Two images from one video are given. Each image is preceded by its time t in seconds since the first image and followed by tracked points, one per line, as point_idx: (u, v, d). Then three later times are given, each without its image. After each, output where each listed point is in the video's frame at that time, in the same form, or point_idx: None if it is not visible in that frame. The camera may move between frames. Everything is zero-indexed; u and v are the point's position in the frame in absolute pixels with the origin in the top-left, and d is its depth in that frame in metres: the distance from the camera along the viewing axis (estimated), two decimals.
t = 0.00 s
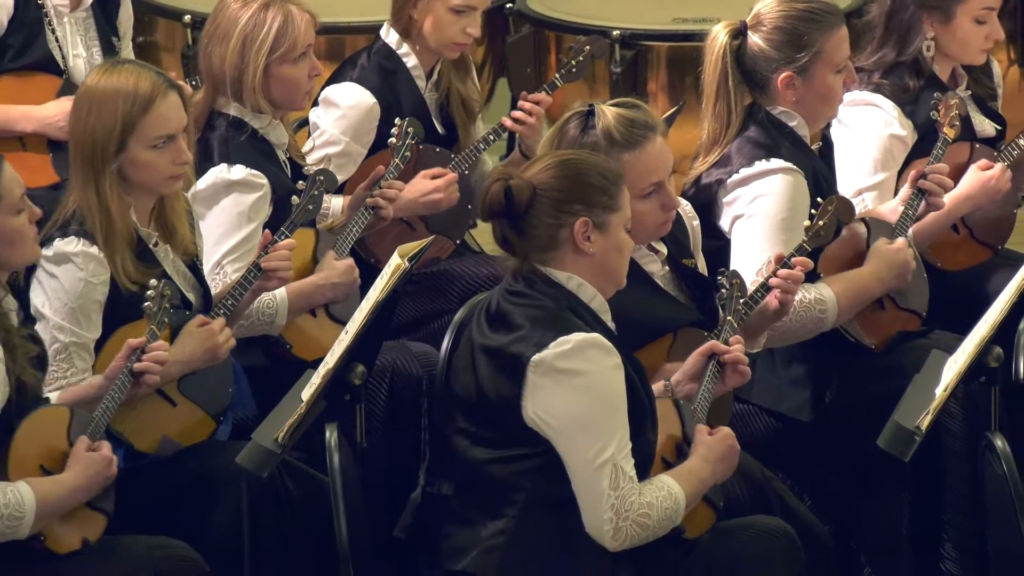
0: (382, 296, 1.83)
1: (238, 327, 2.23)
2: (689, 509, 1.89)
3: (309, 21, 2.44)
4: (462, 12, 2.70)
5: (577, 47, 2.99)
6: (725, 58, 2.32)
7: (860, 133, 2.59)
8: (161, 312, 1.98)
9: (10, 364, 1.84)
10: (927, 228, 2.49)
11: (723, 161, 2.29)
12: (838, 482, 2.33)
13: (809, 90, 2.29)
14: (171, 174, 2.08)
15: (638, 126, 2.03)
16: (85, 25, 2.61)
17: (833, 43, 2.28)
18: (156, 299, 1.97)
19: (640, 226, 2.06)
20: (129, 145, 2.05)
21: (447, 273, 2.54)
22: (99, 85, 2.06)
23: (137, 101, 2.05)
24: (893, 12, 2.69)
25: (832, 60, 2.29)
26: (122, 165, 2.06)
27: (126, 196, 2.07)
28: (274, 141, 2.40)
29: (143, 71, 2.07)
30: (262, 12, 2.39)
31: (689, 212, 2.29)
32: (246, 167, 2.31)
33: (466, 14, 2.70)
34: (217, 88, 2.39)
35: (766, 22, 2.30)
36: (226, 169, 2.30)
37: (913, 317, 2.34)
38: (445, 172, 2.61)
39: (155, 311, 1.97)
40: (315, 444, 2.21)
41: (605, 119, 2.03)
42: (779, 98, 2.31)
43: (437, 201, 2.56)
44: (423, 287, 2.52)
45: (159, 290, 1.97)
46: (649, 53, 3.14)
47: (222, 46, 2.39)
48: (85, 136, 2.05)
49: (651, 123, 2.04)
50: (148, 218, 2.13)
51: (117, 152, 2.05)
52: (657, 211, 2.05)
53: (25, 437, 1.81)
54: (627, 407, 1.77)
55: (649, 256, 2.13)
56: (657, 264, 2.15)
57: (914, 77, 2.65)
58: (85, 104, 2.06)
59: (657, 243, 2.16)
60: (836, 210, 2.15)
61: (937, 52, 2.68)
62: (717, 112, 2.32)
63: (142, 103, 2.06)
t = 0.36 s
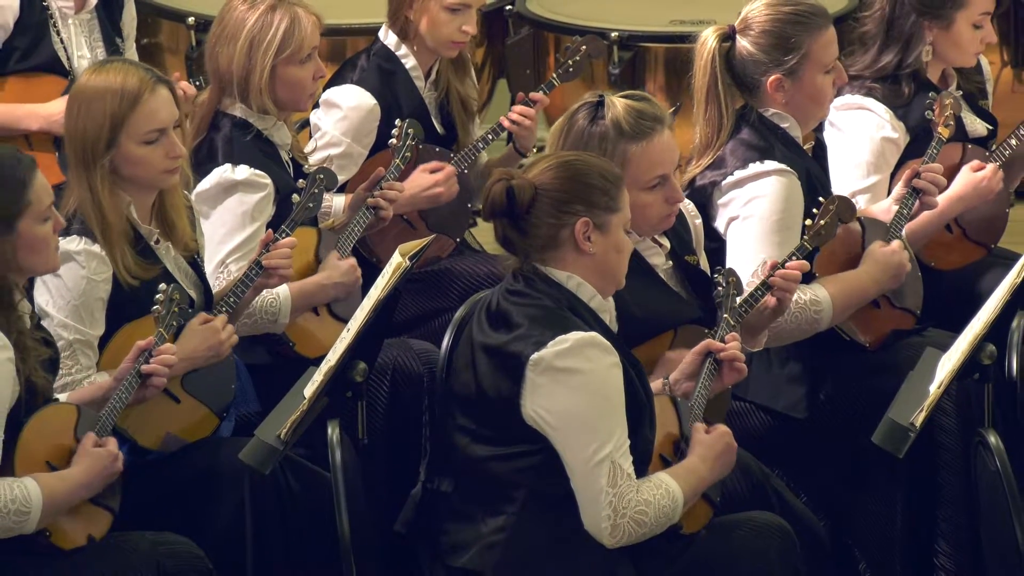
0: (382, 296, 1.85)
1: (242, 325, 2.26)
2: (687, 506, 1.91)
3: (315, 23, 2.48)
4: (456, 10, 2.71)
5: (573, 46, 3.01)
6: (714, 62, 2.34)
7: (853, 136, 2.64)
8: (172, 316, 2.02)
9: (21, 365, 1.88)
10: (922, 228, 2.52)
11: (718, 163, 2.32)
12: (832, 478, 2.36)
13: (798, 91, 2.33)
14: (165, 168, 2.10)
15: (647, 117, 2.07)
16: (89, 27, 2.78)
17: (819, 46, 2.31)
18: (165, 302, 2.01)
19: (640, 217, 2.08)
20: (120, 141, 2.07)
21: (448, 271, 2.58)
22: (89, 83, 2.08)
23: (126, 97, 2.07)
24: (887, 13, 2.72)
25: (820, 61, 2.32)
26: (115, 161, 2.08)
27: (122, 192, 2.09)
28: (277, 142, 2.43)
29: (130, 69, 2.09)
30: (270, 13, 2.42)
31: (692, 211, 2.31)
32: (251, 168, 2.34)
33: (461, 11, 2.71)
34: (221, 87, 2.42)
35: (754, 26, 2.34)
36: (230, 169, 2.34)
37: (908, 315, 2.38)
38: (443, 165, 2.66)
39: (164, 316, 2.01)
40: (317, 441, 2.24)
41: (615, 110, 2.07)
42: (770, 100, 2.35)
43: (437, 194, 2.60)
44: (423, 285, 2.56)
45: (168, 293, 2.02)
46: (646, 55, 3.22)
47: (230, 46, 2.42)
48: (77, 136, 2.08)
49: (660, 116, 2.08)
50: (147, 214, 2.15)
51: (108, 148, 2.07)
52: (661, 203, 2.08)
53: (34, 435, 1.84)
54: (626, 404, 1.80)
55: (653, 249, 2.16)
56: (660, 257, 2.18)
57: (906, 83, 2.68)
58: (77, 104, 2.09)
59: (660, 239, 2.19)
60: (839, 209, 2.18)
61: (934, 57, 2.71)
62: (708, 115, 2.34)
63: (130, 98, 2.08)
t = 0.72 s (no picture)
0: (384, 293, 1.88)
1: (246, 322, 2.29)
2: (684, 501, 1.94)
3: (307, 22, 2.50)
4: (452, 12, 2.75)
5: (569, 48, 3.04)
6: (708, 64, 2.38)
7: (848, 137, 2.68)
8: (164, 308, 2.03)
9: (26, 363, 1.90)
10: (916, 228, 2.57)
11: (714, 164, 2.34)
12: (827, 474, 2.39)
13: (791, 92, 2.38)
14: (163, 168, 2.13)
15: (667, 117, 2.10)
16: (87, 28, 2.85)
17: (811, 47, 2.35)
18: (158, 295, 2.02)
19: (649, 212, 2.12)
20: (117, 142, 2.10)
21: (448, 270, 2.61)
22: (87, 86, 2.11)
23: (121, 99, 2.10)
24: (879, 15, 2.76)
25: (811, 62, 2.37)
26: (113, 162, 2.11)
27: (122, 193, 2.12)
28: (279, 142, 2.46)
29: (126, 70, 2.12)
30: (261, 15, 2.44)
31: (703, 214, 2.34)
32: (252, 167, 2.38)
33: (456, 13, 2.75)
34: (218, 91, 2.45)
35: (746, 29, 2.37)
36: (232, 169, 2.38)
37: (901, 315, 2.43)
38: (442, 167, 2.69)
39: (157, 307, 2.02)
40: (319, 437, 2.27)
41: (637, 108, 2.10)
42: (763, 102, 2.39)
43: (437, 195, 2.63)
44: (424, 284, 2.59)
45: (161, 287, 2.02)
46: (643, 56, 3.27)
47: (224, 52, 2.45)
48: (74, 138, 2.11)
49: (680, 117, 2.11)
50: (149, 214, 2.18)
51: (104, 150, 2.10)
52: (674, 203, 2.11)
53: (40, 430, 1.87)
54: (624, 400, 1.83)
55: (662, 247, 2.18)
56: (668, 255, 2.20)
57: (902, 85, 2.71)
58: (74, 106, 2.12)
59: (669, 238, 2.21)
60: (843, 216, 2.26)
61: (926, 59, 2.74)
62: (701, 119, 2.36)
63: (125, 100, 2.10)
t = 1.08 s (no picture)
0: (384, 292, 1.90)
1: (249, 322, 2.33)
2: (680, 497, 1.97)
3: (315, 28, 2.51)
4: (451, 16, 2.77)
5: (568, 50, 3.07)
6: (712, 66, 2.41)
7: (843, 136, 2.70)
8: (169, 309, 2.10)
9: (34, 364, 1.90)
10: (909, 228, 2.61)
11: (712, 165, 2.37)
12: (821, 469, 2.42)
13: (792, 95, 2.40)
14: (168, 173, 2.16)
15: (702, 122, 2.13)
16: (80, 28, 2.90)
17: (814, 52, 2.37)
18: (164, 296, 2.09)
19: (670, 211, 2.14)
20: (125, 146, 2.13)
21: (448, 270, 2.64)
22: (97, 89, 2.15)
23: (131, 103, 2.13)
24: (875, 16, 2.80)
25: (814, 67, 2.38)
26: (119, 166, 2.14)
27: (127, 195, 2.15)
28: (280, 145, 2.49)
29: (136, 74, 2.15)
30: (271, 20, 2.47)
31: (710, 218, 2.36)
32: (254, 170, 2.41)
33: (455, 16, 2.77)
34: (225, 92, 2.48)
35: (749, 32, 2.39)
36: (234, 172, 2.40)
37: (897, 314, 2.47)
38: (441, 170, 2.70)
39: (162, 308, 2.09)
40: (319, 433, 2.30)
41: (675, 109, 2.14)
42: (764, 105, 2.41)
43: (437, 198, 2.64)
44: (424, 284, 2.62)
45: (166, 287, 2.09)
46: (641, 58, 3.31)
47: (233, 55, 2.47)
48: (83, 140, 2.14)
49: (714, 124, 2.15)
50: (153, 215, 2.21)
51: (111, 154, 2.13)
52: (697, 208, 2.14)
53: (45, 428, 1.89)
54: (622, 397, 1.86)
55: (677, 250, 2.18)
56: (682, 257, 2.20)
57: (894, 79, 2.76)
58: (83, 108, 2.15)
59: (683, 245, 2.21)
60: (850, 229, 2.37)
61: (914, 57, 2.78)
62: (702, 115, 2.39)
63: (135, 104, 2.14)
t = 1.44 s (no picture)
0: (385, 292, 1.93)
1: (252, 322, 2.37)
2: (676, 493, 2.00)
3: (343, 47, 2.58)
4: (458, 23, 2.81)
5: (569, 55, 3.11)
6: (719, 69, 2.45)
7: (839, 136, 2.73)
8: (173, 314, 2.11)
9: (48, 368, 1.93)
10: (902, 229, 2.64)
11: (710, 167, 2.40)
12: (815, 466, 2.45)
13: (796, 100, 2.42)
14: (178, 184, 2.20)
15: (732, 134, 2.17)
16: (64, 29, 2.91)
17: (821, 60, 2.40)
18: (168, 302, 2.10)
19: (686, 214, 2.18)
20: (141, 153, 2.17)
21: (447, 270, 2.67)
22: (120, 93, 2.18)
23: (153, 113, 2.17)
24: (873, 20, 2.84)
25: (819, 74, 2.42)
26: (133, 171, 2.17)
27: (137, 199, 2.19)
28: (285, 148, 2.53)
29: (161, 85, 2.19)
30: (310, 33, 2.52)
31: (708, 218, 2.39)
32: (259, 172, 2.45)
33: (462, 24, 2.81)
34: (249, 91, 2.52)
35: (757, 37, 2.42)
36: (240, 173, 2.45)
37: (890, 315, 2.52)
38: (441, 172, 2.75)
39: (166, 312, 2.10)
40: (321, 432, 2.33)
41: (710, 117, 2.18)
42: (767, 109, 2.44)
43: (437, 199, 2.69)
44: (424, 283, 2.65)
45: (171, 292, 2.11)
46: (637, 61, 3.31)
47: (269, 56, 2.51)
48: (100, 142, 2.18)
49: (743, 136, 2.18)
50: (160, 218, 2.25)
51: (127, 159, 2.16)
52: (713, 216, 2.17)
53: (51, 426, 1.93)
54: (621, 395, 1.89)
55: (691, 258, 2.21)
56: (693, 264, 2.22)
57: (889, 81, 2.80)
58: (103, 111, 2.19)
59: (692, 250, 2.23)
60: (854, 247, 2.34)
61: (908, 60, 2.82)
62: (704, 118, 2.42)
63: (157, 115, 2.17)
